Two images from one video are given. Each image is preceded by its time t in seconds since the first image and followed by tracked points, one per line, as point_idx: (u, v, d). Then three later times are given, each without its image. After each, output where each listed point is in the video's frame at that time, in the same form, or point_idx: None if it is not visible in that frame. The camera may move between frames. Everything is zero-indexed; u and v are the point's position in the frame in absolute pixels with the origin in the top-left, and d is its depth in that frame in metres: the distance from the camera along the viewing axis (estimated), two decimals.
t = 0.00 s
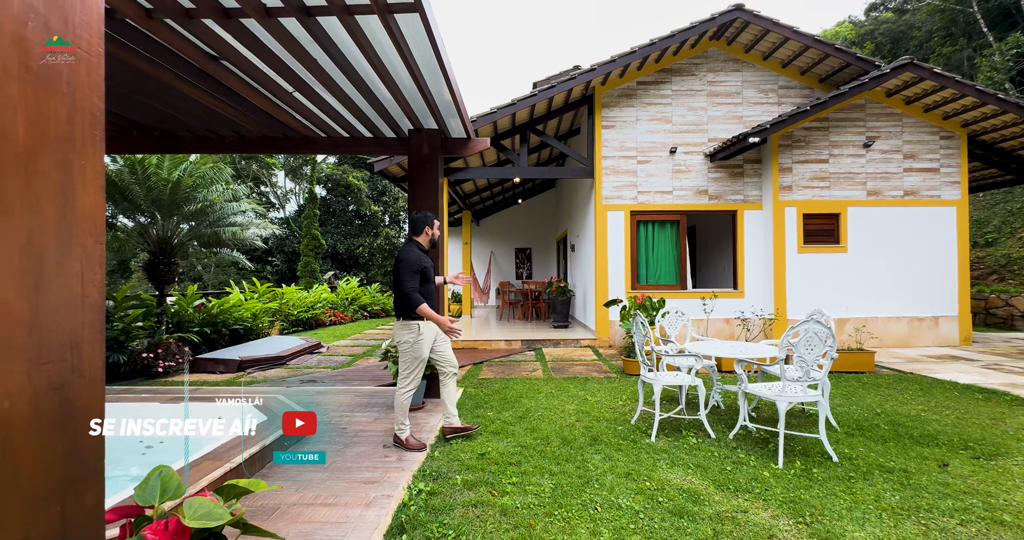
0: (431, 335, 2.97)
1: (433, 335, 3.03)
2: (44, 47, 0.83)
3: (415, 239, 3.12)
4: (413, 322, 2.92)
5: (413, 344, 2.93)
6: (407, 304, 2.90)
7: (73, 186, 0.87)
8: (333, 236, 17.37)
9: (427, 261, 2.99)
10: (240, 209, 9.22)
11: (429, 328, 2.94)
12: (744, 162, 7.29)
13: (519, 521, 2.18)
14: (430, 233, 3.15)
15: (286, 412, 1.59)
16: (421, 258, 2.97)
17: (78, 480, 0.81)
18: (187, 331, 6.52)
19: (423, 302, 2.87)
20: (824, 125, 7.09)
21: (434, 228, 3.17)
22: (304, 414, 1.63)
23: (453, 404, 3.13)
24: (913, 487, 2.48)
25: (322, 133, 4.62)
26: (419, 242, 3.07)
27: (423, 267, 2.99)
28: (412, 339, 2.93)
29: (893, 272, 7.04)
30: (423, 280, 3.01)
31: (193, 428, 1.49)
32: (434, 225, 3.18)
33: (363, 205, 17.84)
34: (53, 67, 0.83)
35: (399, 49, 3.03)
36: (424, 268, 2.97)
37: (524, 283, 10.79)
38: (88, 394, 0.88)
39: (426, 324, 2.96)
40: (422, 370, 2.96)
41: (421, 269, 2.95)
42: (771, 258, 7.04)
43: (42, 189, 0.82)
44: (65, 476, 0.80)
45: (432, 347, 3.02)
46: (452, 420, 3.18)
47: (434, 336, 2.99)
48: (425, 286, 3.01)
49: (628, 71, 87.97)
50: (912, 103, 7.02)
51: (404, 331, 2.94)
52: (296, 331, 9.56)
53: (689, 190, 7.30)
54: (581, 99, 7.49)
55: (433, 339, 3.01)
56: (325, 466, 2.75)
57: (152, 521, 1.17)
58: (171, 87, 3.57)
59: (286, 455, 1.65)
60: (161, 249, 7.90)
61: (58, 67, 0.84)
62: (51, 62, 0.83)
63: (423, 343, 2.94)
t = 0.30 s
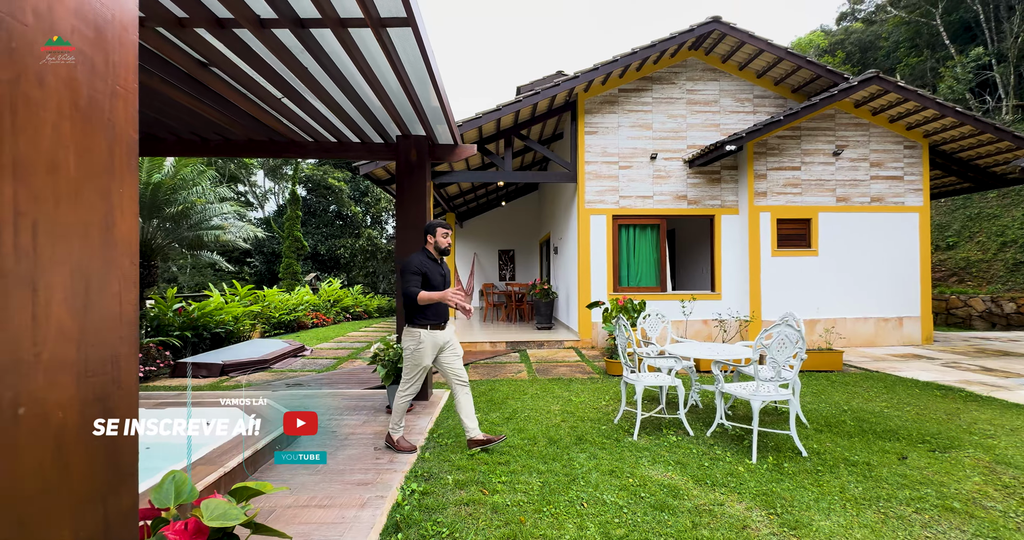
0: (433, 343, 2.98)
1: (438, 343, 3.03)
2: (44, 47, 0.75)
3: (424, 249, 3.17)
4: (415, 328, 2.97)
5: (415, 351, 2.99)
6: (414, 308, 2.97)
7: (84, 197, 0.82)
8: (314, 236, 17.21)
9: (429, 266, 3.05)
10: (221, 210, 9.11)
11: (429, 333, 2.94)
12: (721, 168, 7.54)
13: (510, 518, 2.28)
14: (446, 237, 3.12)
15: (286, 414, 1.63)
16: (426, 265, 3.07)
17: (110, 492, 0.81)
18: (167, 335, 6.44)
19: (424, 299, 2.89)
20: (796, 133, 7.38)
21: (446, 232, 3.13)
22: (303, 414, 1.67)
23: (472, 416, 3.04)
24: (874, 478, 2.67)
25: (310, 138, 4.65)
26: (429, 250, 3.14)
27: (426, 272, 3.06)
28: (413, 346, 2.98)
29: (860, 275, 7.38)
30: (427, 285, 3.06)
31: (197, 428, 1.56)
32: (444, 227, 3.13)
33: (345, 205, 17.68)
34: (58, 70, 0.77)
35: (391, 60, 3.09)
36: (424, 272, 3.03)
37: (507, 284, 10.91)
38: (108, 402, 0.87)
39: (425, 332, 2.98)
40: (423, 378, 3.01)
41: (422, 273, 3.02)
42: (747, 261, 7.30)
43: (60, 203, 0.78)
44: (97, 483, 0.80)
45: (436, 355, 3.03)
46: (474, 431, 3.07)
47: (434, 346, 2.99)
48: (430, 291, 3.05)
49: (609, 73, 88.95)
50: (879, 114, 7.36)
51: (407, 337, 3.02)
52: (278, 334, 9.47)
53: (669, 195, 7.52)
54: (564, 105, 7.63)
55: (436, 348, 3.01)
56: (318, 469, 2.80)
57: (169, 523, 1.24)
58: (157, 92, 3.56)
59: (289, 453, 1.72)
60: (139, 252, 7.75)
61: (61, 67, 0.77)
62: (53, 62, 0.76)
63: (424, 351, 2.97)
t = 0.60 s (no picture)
0: (452, 341, 3.01)
1: (457, 342, 3.07)
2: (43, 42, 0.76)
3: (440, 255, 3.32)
4: (432, 325, 3.05)
5: (435, 351, 3.02)
6: (431, 304, 3.09)
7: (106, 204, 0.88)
8: (293, 237, 17.01)
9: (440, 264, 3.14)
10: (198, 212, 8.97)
11: (444, 331, 2.98)
12: (697, 173, 7.79)
13: (496, 511, 2.40)
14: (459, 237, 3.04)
15: (290, 413, 1.79)
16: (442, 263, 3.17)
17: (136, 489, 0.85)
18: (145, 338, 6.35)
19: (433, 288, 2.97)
20: (768, 141, 7.69)
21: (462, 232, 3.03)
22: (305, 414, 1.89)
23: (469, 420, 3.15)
24: (834, 468, 2.87)
25: (295, 141, 4.68)
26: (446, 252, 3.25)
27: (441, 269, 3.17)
28: (432, 345, 3.03)
29: (827, 277, 7.72)
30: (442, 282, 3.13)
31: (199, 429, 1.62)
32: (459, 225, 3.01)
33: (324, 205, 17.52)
34: (58, 69, 0.78)
35: (380, 71, 3.19)
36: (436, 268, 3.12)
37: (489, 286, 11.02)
38: (123, 396, 0.92)
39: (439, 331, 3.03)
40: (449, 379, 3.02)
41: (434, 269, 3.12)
42: (722, 263, 7.57)
43: (88, 208, 0.84)
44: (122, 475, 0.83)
45: (457, 355, 3.08)
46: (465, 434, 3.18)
47: (450, 346, 3.03)
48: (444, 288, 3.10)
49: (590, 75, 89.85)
50: (845, 123, 7.72)
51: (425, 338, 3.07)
52: (258, 336, 9.38)
53: (647, 199, 7.74)
54: (546, 110, 7.77)
55: (457, 347, 3.06)
56: (308, 469, 2.87)
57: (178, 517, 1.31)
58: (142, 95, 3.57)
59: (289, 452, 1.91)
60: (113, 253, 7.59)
61: (60, 66, 0.78)
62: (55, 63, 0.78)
63: (446, 350, 3.02)
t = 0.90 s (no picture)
0: (456, 333, 3.14)
1: (459, 335, 3.21)
2: (45, 47, 0.83)
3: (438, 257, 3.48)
4: (434, 320, 3.18)
5: (440, 343, 3.12)
6: (431, 302, 3.24)
7: (127, 213, 0.99)
8: (270, 236, 16.80)
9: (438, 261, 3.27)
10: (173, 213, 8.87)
11: (446, 324, 3.11)
12: (671, 177, 8.07)
13: (476, 497, 2.54)
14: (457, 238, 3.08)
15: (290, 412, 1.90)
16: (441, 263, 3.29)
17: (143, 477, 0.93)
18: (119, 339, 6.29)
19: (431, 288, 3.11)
20: (738, 146, 8.02)
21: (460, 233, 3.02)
22: (306, 414, 1.95)
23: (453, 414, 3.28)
24: (790, 453, 3.11)
25: (276, 142, 4.72)
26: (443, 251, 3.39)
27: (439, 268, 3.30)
28: (436, 338, 3.14)
29: (793, 277, 8.10)
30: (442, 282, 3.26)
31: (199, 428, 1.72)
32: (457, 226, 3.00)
33: (302, 205, 17.34)
34: (53, 67, 0.83)
35: (363, 77, 3.28)
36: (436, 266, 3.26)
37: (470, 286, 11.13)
38: (140, 386, 1.03)
39: (441, 326, 3.15)
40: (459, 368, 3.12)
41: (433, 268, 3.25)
42: (694, 264, 7.87)
43: (114, 216, 0.95)
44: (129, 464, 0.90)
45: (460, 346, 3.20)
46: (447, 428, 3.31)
47: (452, 338, 3.15)
48: (444, 287, 3.24)
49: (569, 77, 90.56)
50: (809, 131, 8.10)
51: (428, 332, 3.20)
52: (235, 337, 9.30)
53: (623, 202, 7.98)
54: (525, 113, 7.93)
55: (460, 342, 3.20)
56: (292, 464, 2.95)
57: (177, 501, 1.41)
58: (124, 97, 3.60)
59: (290, 452, 1.94)
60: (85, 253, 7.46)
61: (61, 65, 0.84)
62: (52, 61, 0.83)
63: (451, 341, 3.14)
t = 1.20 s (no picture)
0: (456, 337, 3.14)
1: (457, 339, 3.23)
2: (45, 47, 0.92)
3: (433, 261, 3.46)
4: (434, 326, 3.15)
5: (441, 347, 3.12)
6: (429, 308, 3.22)
7: (144, 223, 1.10)
8: (245, 236, 16.53)
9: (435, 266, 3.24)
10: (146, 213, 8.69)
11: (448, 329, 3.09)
12: (645, 181, 8.34)
13: (458, 487, 2.68)
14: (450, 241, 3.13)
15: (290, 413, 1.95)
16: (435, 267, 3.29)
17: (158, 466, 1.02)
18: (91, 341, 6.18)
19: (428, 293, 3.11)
20: (708, 152, 8.36)
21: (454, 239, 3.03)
22: (306, 414, 2.02)
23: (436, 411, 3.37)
24: (750, 442, 3.34)
25: (257, 144, 4.75)
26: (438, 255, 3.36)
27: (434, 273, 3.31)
28: (437, 342, 3.12)
29: (760, 277, 8.48)
30: (438, 288, 3.24)
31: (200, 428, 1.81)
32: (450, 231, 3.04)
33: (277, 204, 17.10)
34: (55, 64, 0.92)
35: (346, 84, 3.38)
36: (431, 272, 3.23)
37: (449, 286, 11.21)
38: (155, 380, 1.14)
39: (441, 331, 3.14)
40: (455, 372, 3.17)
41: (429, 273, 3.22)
42: (667, 265, 8.16)
43: (134, 226, 1.06)
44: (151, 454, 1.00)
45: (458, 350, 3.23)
46: (430, 425, 3.40)
47: (452, 343, 3.15)
48: (441, 292, 3.22)
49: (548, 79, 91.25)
50: (775, 138, 8.49)
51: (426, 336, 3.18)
52: (210, 338, 9.18)
53: (600, 204, 8.21)
54: (504, 117, 8.07)
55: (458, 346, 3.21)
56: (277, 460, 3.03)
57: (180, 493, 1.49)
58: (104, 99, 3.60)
59: (290, 452, 2.00)
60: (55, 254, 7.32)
61: (57, 62, 0.92)
62: (52, 60, 0.92)
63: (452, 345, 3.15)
